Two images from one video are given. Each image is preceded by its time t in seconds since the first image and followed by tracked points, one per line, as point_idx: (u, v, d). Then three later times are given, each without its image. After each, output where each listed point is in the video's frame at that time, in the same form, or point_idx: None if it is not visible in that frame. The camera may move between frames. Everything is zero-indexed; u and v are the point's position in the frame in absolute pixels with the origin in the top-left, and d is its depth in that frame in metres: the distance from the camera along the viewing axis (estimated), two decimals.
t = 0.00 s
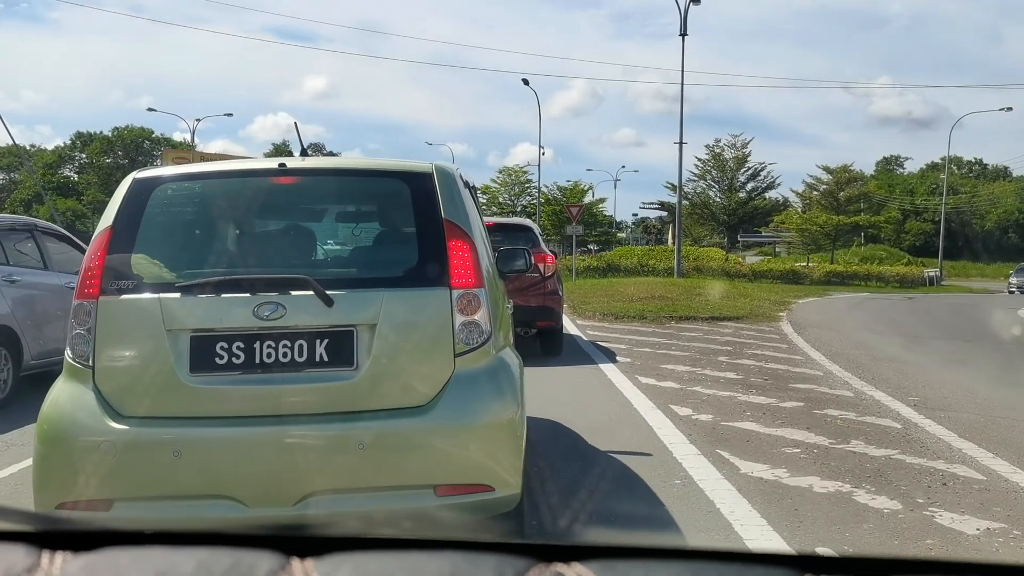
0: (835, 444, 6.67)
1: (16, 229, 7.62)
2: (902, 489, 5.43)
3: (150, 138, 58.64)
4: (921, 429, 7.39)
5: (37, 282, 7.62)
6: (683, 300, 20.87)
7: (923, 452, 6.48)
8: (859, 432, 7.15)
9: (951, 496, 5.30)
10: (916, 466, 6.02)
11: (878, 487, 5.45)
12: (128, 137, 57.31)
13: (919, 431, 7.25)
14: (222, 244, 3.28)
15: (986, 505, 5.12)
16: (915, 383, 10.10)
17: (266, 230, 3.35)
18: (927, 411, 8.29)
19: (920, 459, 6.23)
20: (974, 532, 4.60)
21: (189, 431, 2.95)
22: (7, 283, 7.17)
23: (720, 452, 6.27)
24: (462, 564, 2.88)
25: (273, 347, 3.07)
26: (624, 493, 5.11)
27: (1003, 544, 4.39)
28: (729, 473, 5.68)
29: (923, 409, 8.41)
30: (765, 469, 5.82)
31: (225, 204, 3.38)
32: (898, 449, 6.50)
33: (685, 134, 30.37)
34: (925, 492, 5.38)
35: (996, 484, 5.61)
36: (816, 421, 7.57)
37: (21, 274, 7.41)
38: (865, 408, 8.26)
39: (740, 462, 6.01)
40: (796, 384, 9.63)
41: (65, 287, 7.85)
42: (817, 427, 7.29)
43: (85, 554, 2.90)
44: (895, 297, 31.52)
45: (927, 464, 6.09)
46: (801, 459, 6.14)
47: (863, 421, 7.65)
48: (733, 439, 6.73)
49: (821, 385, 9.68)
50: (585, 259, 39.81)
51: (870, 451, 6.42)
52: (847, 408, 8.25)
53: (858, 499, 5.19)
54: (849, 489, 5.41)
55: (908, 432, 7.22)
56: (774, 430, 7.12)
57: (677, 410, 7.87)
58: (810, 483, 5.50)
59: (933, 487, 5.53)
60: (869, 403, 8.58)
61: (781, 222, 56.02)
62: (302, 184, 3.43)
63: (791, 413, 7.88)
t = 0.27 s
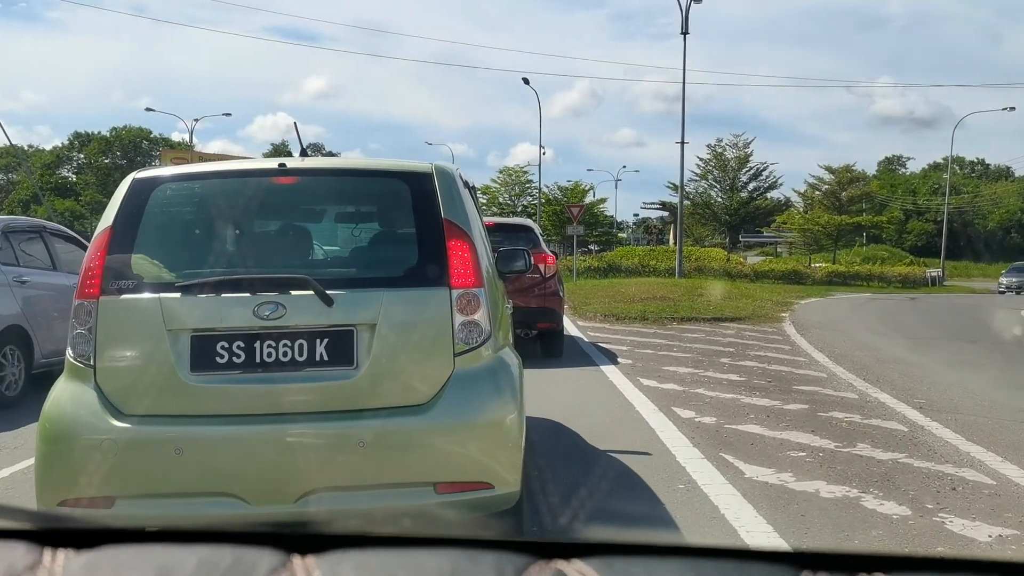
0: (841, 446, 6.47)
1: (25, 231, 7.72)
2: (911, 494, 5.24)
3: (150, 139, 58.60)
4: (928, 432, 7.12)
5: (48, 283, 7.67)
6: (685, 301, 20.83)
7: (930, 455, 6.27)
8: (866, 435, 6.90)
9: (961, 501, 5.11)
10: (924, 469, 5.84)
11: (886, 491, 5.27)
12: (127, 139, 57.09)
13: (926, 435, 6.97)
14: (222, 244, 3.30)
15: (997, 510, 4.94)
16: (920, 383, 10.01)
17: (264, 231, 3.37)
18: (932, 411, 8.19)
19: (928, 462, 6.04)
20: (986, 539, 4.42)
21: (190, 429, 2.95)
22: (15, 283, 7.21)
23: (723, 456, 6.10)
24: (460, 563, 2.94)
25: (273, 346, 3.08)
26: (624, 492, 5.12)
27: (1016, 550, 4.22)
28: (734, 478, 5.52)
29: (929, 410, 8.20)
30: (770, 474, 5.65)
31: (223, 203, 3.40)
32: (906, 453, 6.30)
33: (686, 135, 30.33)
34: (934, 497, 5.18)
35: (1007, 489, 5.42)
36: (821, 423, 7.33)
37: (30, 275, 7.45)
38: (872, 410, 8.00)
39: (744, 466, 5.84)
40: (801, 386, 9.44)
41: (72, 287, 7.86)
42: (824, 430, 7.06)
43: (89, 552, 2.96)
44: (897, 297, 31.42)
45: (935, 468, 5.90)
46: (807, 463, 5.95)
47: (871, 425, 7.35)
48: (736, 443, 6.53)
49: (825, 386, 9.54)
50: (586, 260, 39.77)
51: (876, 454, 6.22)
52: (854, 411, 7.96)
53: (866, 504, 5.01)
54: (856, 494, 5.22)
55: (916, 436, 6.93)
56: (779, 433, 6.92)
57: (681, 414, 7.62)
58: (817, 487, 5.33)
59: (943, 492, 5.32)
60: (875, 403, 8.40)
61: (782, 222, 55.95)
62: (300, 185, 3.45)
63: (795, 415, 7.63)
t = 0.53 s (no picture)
0: (848, 451, 6.30)
1: (35, 231, 7.82)
2: (921, 500, 5.05)
3: (150, 138, 58.62)
4: (935, 436, 6.94)
5: (54, 282, 7.73)
6: (686, 301, 20.81)
7: (939, 460, 6.10)
8: (872, 439, 6.73)
9: (973, 508, 4.91)
10: (934, 475, 5.65)
11: (896, 498, 5.08)
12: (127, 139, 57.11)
13: (933, 439, 6.81)
14: (222, 245, 3.31)
15: (1011, 518, 4.75)
16: (924, 385, 9.96)
17: (261, 230, 3.38)
18: (935, 412, 8.14)
19: (937, 467, 5.86)
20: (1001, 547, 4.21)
21: (186, 433, 2.95)
22: (26, 282, 7.27)
23: (727, 461, 5.92)
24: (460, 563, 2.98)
25: (269, 348, 3.08)
26: (622, 491, 5.12)
27: None
28: (738, 484, 5.35)
29: (936, 413, 8.09)
30: (776, 480, 5.46)
31: (220, 203, 3.42)
32: (914, 458, 6.12)
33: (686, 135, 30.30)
34: (945, 504, 5.00)
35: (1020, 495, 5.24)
36: (826, 427, 7.17)
37: (39, 274, 7.51)
38: (877, 414, 7.87)
39: (749, 472, 5.66)
40: (804, 388, 9.35)
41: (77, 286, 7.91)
42: (830, 433, 6.88)
43: (89, 552, 2.98)
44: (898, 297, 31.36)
45: (945, 474, 5.71)
46: (812, 468, 5.77)
47: (875, 428, 7.21)
48: (740, 446, 6.36)
49: (828, 388, 9.45)
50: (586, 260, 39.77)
51: (884, 459, 6.04)
52: (859, 414, 7.84)
53: (876, 511, 4.82)
54: (865, 500, 5.04)
55: (922, 440, 6.77)
56: (784, 436, 6.74)
57: (683, 417, 7.48)
58: (824, 494, 5.14)
59: (954, 499, 5.15)
60: (878, 405, 8.33)
61: (782, 222, 55.94)
62: (296, 184, 3.45)
63: (800, 418, 7.50)
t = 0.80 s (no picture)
0: (858, 456, 6.20)
1: (36, 231, 7.82)
2: (937, 510, 4.94)
3: (150, 139, 58.61)
4: (945, 440, 6.89)
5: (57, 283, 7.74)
6: (688, 301, 20.81)
7: (953, 466, 6.02)
8: (883, 444, 6.65)
9: (990, 519, 4.80)
10: (949, 482, 5.56)
11: (911, 508, 4.97)
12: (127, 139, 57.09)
13: (943, 443, 6.75)
14: (222, 246, 3.32)
15: None
16: (933, 388, 9.90)
17: (256, 229, 3.38)
18: (941, 415, 8.11)
19: (950, 474, 5.77)
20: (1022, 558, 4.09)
21: (170, 439, 2.97)
22: (30, 283, 7.29)
23: (735, 468, 5.80)
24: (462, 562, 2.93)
25: (259, 351, 3.08)
26: (623, 492, 5.13)
27: None
28: (748, 492, 5.23)
29: (946, 417, 8.03)
30: (786, 488, 5.34)
31: (211, 201, 3.41)
32: (928, 464, 6.03)
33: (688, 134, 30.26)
34: (962, 513, 4.89)
35: None
36: (834, 431, 7.10)
37: (43, 275, 7.52)
38: (886, 417, 7.81)
39: (758, 479, 5.54)
40: (811, 391, 9.33)
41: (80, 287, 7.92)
42: (838, 438, 6.80)
43: (86, 554, 2.92)
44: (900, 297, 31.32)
45: (959, 480, 5.62)
46: (823, 475, 5.66)
47: (885, 431, 7.14)
48: (748, 453, 6.23)
49: (835, 391, 9.41)
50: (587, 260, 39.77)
51: (897, 466, 5.94)
52: (868, 417, 7.80)
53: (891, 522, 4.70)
54: (879, 509, 4.92)
55: (933, 444, 6.70)
56: (791, 441, 6.64)
57: (688, 421, 7.38)
58: (837, 503, 5.02)
59: (970, 508, 5.03)
60: (886, 409, 8.30)
61: (782, 222, 55.91)
62: (289, 182, 3.45)
63: (807, 422, 7.43)
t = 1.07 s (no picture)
0: (864, 461, 6.09)
1: (38, 231, 7.84)
2: (948, 516, 4.77)
3: (150, 139, 58.63)
4: (954, 443, 6.88)
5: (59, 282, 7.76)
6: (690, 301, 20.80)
7: (961, 470, 5.89)
8: (891, 447, 6.61)
9: (1002, 524, 4.63)
10: (958, 488, 5.41)
11: (920, 513, 4.80)
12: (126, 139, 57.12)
13: (951, 446, 6.74)
14: (222, 247, 3.32)
15: None
16: (938, 390, 9.87)
17: (250, 228, 3.38)
18: (946, 418, 8.09)
19: (958, 478, 5.64)
20: None
21: (157, 446, 2.92)
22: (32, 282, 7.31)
23: (739, 472, 5.64)
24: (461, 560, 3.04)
25: (249, 355, 3.05)
26: (622, 490, 5.13)
27: None
28: (751, 496, 5.06)
29: (953, 420, 8.00)
30: (791, 493, 5.17)
31: (198, 200, 3.41)
32: (936, 467, 5.90)
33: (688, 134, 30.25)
34: (973, 520, 4.71)
35: None
36: (840, 434, 7.07)
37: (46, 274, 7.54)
38: (892, 420, 7.81)
39: (762, 484, 5.38)
40: (814, 393, 9.34)
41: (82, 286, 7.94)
42: (845, 442, 6.77)
43: (88, 552, 3.03)
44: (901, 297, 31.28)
45: (969, 486, 5.47)
46: (828, 480, 5.50)
47: (892, 435, 7.14)
48: (752, 457, 6.11)
49: (839, 392, 9.42)
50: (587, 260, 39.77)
51: (904, 470, 5.82)
52: (874, 420, 7.80)
53: (900, 528, 4.52)
54: (888, 516, 4.74)
55: (941, 447, 6.70)
56: (797, 446, 6.53)
57: (690, 423, 7.38)
58: (845, 509, 4.84)
59: (982, 514, 4.86)
60: (892, 412, 8.28)
61: (783, 222, 55.89)
62: (280, 179, 3.43)
63: (812, 425, 7.42)
